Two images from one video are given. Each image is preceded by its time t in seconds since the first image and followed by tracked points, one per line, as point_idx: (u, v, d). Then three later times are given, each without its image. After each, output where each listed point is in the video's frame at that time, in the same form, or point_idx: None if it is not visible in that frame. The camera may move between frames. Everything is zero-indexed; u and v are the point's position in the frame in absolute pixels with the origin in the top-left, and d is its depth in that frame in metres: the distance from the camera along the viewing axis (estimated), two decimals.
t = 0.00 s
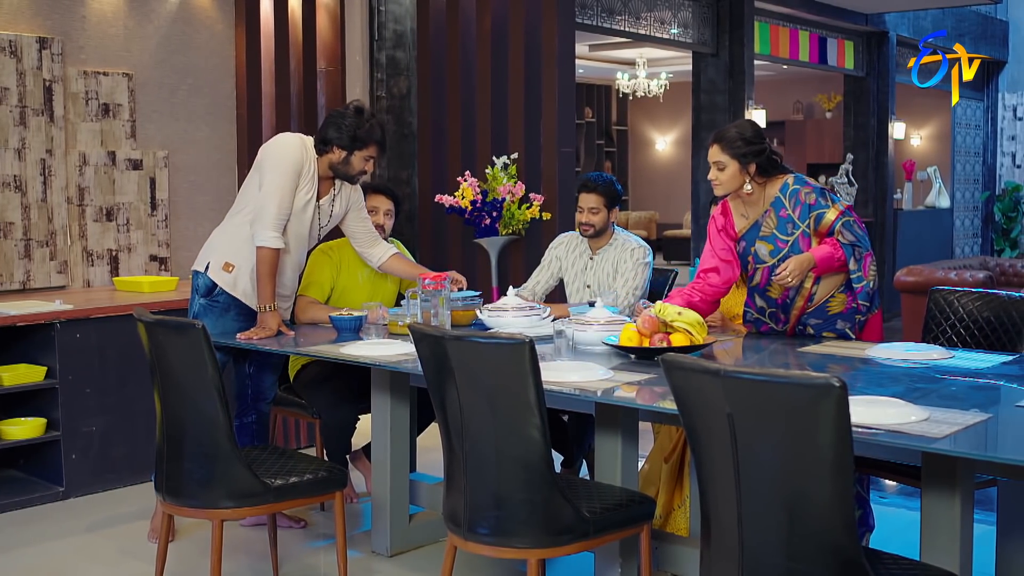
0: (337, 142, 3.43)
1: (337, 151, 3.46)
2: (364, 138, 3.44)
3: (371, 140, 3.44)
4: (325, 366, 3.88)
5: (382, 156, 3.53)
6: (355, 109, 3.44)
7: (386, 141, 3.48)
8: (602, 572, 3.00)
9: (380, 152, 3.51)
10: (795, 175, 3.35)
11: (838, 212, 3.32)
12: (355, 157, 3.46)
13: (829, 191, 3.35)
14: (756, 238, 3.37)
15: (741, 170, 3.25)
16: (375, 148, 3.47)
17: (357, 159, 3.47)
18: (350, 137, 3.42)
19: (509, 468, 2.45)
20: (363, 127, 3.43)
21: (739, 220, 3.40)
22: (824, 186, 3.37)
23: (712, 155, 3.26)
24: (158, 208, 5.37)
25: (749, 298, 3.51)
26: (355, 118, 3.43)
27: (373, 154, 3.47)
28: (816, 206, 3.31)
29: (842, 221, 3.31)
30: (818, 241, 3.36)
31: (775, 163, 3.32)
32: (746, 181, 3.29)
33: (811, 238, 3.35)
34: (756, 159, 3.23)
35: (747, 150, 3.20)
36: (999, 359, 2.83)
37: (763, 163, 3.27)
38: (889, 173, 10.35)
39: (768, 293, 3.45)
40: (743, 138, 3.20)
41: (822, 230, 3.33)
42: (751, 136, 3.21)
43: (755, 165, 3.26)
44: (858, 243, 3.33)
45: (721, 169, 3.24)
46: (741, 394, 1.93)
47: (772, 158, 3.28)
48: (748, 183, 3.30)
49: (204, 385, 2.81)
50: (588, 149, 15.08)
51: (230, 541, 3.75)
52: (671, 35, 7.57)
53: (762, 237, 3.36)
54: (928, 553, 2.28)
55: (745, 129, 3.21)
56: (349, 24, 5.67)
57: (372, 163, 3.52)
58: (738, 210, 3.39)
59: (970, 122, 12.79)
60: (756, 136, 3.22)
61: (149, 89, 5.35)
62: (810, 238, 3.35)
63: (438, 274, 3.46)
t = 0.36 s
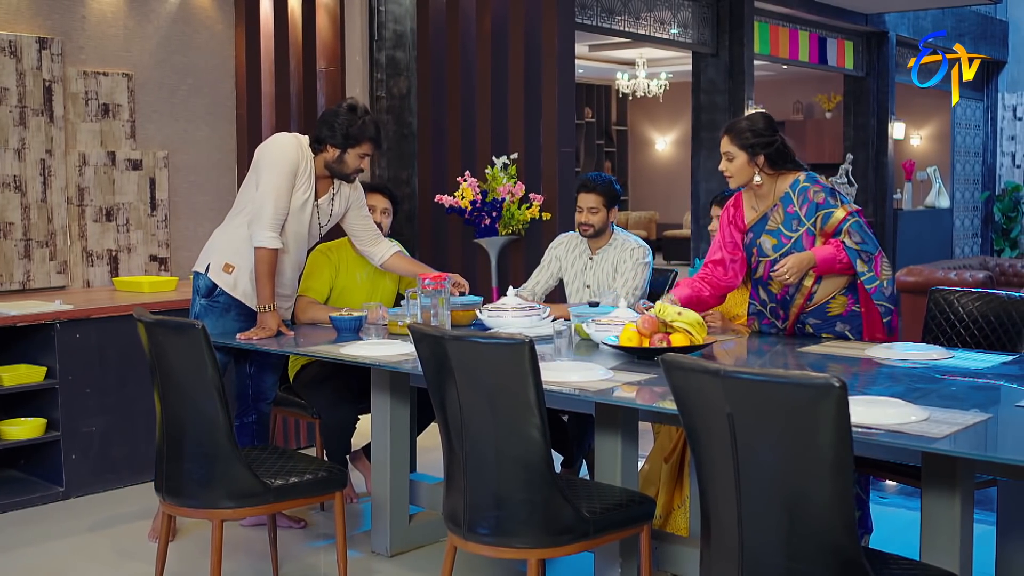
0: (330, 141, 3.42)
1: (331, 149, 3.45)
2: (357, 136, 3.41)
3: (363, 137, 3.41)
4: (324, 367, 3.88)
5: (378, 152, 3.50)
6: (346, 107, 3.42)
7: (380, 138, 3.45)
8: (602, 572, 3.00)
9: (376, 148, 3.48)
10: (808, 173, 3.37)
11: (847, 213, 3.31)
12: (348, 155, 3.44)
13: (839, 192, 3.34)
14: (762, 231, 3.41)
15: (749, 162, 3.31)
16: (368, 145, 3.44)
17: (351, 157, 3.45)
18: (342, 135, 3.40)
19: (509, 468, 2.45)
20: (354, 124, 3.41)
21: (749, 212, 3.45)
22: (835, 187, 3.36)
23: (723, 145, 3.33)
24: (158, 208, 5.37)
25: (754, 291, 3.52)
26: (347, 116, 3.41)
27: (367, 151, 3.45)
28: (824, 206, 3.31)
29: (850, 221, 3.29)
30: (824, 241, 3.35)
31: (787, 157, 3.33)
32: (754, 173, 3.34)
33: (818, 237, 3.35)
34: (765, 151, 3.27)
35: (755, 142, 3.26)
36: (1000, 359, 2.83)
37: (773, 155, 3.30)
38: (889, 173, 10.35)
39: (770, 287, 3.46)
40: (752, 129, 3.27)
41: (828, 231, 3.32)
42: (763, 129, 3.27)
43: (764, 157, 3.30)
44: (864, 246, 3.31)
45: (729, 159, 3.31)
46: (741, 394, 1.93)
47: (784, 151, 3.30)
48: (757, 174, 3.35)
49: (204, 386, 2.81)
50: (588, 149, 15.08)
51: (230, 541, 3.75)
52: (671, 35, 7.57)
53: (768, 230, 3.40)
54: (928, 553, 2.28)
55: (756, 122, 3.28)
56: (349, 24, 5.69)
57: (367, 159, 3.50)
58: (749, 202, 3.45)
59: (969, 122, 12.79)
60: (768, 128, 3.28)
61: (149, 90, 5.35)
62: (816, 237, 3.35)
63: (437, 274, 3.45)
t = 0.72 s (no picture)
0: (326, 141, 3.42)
1: (328, 148, 3.45)
2: (352, 134, 3.40)
3: (359, 136, 3.41)
4: (324, 367, 3.88)
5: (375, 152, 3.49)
6: (343, 106, 3.42)
7: (377, 137, 3.44)
8: (602, 572, 3.00)
9: (373, 149, 3.48)
10: (776, 181, 3.38)
11: (821, 211, 3.31)
12: (345, 154, 3.44)
13: (810, 193, 3.34)
14: (742, 245, 3.43)
15: (718, 176, 3.34)
16: (365, 144, 3.44)
17: (346, 156, 3.45)
18: (339, 134, 3.40)
19: (509, 468, 2.45)
20: (351, 123, 3.40)
21: (723, 226, 3.51)
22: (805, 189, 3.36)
23: (693, 159, 3.36)
24: (158, 208, 5.37)
25: (745, 305, 3.49)
26: (344, 116, 3.41)
27: (363, 150, 3.45)
28: (797, 209, 3.31)
29: (827, 219, 3.30)
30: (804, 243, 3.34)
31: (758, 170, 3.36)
32: (723, 188, 3.38)
33: (797, 241, 3.35)
34: (734, 166, 3.31)
35: (725, 155, 3.29)
36: (1000, 359, 2.83)
37: (741, 170, 3.33)
38: (889, 173, 10.34)
39: (760, 297, 3.42)
40: (722, 144, 3.30)
41: (806, 232, 3.33)
42: (733, 143, 3.30)
43: (734, 171, 3.33)
44: (846, 241, 3.29)
45: (699, 173, 3.34)
46: (741, 394, 1.93)
47: (752, 165, 3.33)
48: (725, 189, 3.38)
49: (204, 386, 2.81)
50: (588, 149, 15.09)
51: (231, 541, 3.75)
52: (671, 35, 7.57)
53: (748, 242, 3.41)
54: (928, 553, 2.28)
55: (726, 135, 3.31)
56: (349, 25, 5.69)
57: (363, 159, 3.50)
58: (721, 216, 3.51)
59: (970, 122, 12.79)
60: (738, 143, 3.31)
61: (149, 90, 5.35)
62: (796, 241, 3.34)
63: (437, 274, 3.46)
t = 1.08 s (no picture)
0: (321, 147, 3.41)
1: (322, 155, 3.44)
2: (347, 147, 3.37)
3: (353, 149, 3.37)
4: (325, 367, 3.88)
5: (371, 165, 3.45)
6: (343, 117, 3.38)
7: (371, 153, 3.40)
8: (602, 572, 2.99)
9: (368, 163, 3.44)
10: (774, 180, 3.40)
11: (817, 212, 3.32)
12: (337, 164, 3.43)
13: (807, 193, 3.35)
14: (740, 244, 3.44)
15: (715, 175, 3.35)
16: (358, 158, 3.40)
17: (339, 166, 3.43)
18: (333, 144, 3.37)
19: (509, 468, 2.45)
20: (347, 135, 3.37)
21: (724, 227, 3.53)
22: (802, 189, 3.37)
23: (691, 159, 3.38)
24: (158, 208, 5.37)
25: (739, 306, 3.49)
26: (341, 125, 3.38)
27: (357, 163, 3.41)
28: (793, 209, 3.33)
29: (821, 220, 3.30)
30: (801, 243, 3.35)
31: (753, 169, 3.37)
32: (719, 187, 3.39)
33: (793, 240, 3.35)
34: (731, 164, 3.31)
35: (721, 154, 3.30)
36: (1001, 359, 2.83)
37: (738, 169, 3.34)
38: (889, 173, 10.34)
39: (754, 299, 3.43)
40: (718, 142, 3.32)
41: (802, 233, 3.33)
42: (729, 143, 3.32)
43: (730, 170, 3.34)
44: (840, 239, 3.31)
45: (696, 172, 3.36)
46: (741, 394, 1.93)
47: (748, 164, 3.34)
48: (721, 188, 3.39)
49: (204, 386, 2.81)
50: (588, 149, 15.09)
51: (231, 541, 3.75)
52: (671, 35, 7.57)
53: (745, 242, 3.42)
54: (929, 553, 2.28)
55: (722, 135, 3.32)
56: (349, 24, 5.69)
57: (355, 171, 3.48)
58: (722, 217, 3.53)
59: (970, 122, 12.80)
60: (734, 142, 3.32)
61: (149, 90, 5.35)
62: (792, 241, 3.35)
63: (438, 275, 3.44)
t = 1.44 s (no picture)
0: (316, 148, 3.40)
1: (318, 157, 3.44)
2: (344, 149, 3.37)
3: (350, 152, 3.38)
4: (325, 367, 3.88)
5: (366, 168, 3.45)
6: (342, 119, 3.38)
7: (368, 156, 3.40)
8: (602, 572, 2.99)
9: (363, 165, 3.44)
10: (826, 164, 3.40)
11: (859, 206, 3.33)
12: (334, 166, 3.43)
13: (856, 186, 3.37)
14: (777, 219, 3.47)
15: (766, 145, 3.32)
16: (355, 161, 3.41)
17: (335, 169, 3.43)
18: (330, 146, 3.37)
19: (509, 468, 2.45)
20: (344, 137, 3.36)
21: (766, 203, 3.52)
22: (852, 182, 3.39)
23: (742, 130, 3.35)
24: (158, 209, 5.37)
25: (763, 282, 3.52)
26: (338, 126, 3.38)
27: (353, 165, 3.42)
28: (838, 197, 3.35)
29: (859, 214, 3.32)
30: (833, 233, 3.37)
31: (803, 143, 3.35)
32: (771, 157, 3.35)
33: (828, 229, 3.38)
34: (782, 133, 3.29)
35: (772, 124, 3.27)
36: (1001, 359, 2.83)
37: (789, 139, 3.31)
38: (889, 173, 10.34)
39: (778, 275, 3.44)
40: (770, 114, 3.29)
41: (839, 223, 3.35)
42: (781, 114, 3.28)
43: (780, 140, 3.31)
44: (866, 238, 3.33)
45: (748, 143, 3.33)
46: (742, 395, 1.93)
47: (799, 135, 3.31)
48: (773, 159, 3.36)
49: (205, 386, 2.81)
50: (588, 149, 15.08)
51: (231, 541, 3.75)
52: (671, 35, 7.57)
53: (783, 217, 3.46)
54: (928, 553, 2.28)
55: (775, 107, 3.28)
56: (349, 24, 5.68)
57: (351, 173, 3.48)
58: (767, 191, 3.52)
59: (970, 122, 12.79)
60: (787, 114, 3.28)
61: (149, 90, 5.35)
62: (827, 228, 3.38)
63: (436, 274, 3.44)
